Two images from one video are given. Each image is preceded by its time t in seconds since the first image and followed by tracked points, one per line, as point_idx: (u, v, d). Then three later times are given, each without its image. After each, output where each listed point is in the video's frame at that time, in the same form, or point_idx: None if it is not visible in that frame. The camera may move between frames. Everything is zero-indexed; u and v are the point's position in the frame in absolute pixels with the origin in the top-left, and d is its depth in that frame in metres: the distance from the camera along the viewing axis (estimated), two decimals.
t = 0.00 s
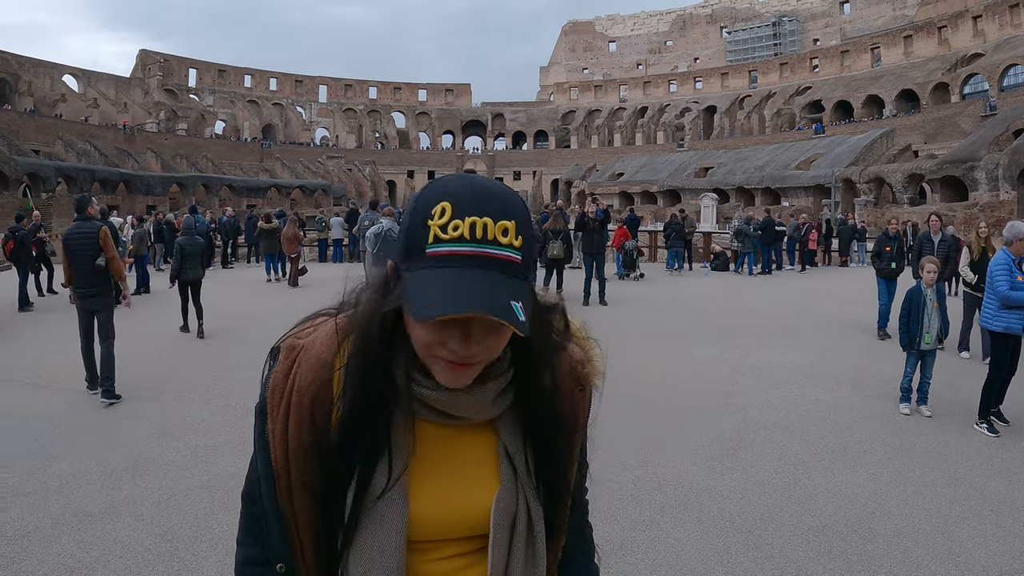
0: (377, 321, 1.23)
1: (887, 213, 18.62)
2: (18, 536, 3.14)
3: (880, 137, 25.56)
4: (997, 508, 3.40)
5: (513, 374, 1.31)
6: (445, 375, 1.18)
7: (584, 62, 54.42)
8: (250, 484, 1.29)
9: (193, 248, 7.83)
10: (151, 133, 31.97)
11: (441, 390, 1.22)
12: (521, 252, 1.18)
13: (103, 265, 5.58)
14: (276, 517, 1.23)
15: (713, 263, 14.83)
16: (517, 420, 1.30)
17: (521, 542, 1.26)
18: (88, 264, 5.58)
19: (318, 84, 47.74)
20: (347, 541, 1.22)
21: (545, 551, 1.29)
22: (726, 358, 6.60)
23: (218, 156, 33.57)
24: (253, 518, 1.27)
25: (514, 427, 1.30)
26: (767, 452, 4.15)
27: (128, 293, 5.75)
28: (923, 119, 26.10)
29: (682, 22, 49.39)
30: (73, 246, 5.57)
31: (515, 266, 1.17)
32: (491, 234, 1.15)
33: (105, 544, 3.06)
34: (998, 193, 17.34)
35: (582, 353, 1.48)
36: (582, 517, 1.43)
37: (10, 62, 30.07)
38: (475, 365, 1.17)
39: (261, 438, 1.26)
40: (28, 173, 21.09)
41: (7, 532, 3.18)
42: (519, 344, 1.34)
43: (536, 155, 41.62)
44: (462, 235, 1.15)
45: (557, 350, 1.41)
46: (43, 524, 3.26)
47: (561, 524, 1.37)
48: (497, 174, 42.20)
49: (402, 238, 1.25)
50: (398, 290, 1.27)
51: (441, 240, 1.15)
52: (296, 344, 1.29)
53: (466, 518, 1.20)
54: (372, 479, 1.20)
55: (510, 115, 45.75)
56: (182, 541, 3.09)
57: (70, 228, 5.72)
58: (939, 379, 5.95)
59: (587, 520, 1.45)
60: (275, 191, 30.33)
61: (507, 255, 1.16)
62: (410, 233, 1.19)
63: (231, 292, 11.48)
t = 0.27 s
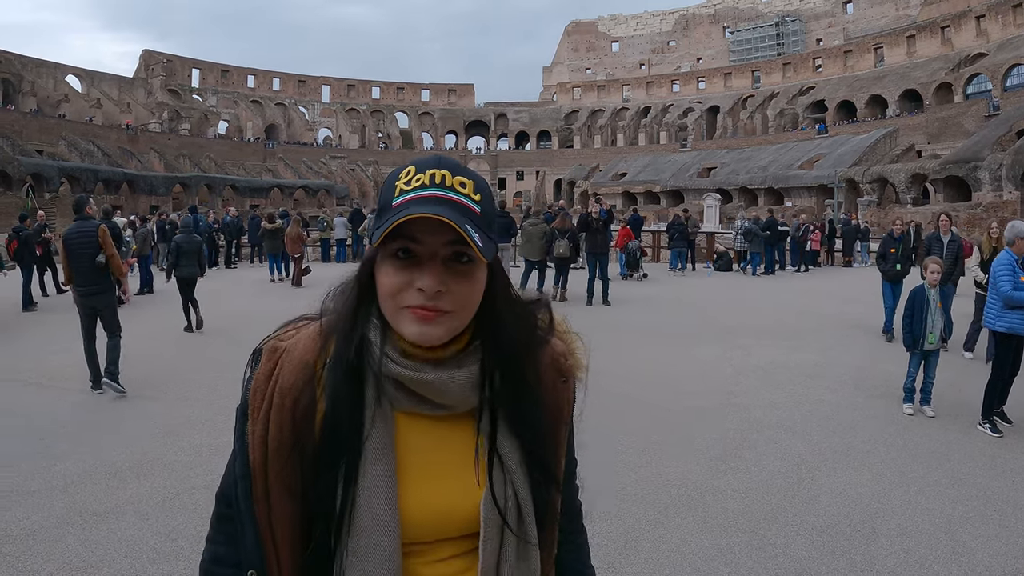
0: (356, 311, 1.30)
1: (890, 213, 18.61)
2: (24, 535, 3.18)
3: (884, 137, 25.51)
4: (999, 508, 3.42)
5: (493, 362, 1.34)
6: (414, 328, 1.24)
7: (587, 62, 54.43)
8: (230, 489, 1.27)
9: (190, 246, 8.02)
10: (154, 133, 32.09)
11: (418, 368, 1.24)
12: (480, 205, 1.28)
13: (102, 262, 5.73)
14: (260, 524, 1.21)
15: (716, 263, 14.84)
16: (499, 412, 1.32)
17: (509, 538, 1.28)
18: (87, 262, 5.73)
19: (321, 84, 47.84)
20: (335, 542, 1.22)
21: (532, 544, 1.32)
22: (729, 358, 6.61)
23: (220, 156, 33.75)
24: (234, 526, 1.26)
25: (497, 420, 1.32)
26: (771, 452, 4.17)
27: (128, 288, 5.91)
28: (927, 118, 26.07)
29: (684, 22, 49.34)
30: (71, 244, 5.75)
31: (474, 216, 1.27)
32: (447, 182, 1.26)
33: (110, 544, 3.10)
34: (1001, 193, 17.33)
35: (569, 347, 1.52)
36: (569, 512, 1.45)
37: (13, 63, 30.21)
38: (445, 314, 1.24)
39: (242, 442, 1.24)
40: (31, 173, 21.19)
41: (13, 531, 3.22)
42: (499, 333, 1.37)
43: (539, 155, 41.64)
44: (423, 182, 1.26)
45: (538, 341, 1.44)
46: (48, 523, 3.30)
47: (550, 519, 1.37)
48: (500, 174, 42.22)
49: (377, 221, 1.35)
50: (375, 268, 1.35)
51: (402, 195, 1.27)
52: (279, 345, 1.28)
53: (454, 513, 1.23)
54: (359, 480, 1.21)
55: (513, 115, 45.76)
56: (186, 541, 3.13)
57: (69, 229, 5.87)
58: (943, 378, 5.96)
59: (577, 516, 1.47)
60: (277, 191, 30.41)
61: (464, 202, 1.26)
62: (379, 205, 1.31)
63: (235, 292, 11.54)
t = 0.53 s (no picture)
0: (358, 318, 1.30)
1: (892, 213, 18.60)
2: (28, 534, 3.20)
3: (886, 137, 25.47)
4: (1001, 508, 3.42)
5: (493, 369, 1.35)
6: (415, 342, 1.24)
7: (589, 62, 54.44)
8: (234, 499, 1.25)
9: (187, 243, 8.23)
10: (156, 133, 32.15)
11: (420, 378, 1.25)
12: (481, 216, 1.30)
13: (108, 261, 5.77)
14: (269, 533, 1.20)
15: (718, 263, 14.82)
16: (500, 423, 1.33)
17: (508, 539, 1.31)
18: (93, 262, 5.75)
19: (322, 84, 47.90)
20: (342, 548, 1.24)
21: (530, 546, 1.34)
22: (731, 358, 6.62)
23: (223, 156, 33.80)
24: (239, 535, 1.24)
25: (497, 427, 1.33)
26: (772, 452, 4.18)
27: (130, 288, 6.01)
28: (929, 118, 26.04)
29: (686, 22, 49.33)
30: (75, 246, 5.74)
31: (476, 227, 1.29)
32: (451, 194, 1.27)
33: (113, 544, 3.11)
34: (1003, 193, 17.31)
35: (564, 349, 1.53)
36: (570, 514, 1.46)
37: (15, 63, 30.28)
38: (448, 324, 1.25)
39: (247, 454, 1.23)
40: (33, 174, 21.26)
41: (16, 531, 3.23)
42: (498, 340, 1.37)
43: (541, 155, 41.66)
44: (426, 193, 1.27)
45: (535, 343, 1.44)
46: (51, 523, 3.31)
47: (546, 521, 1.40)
48: (502, 174, 42.22)
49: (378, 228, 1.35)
50: (376, 274, 1.35)
51: (405, 203, 1.27)
52: (280, 355, 1.26)
53: (458, 515, 1.25)
54: (365, 487, 1.23)
55: (514, 115, 45.76)
56: (189, 540, 3.14)
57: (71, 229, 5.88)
58: (944, 378, 5.96)
59: (575, 518, 1.46)
60: (279, 191, 30.45)
61: (467, 214, 1.27)
62: (380, 213, 1.31)
63: (237, 292, 11.55)
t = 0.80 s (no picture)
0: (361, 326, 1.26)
1: (893, 214, 18.60)
2: (29, 534, 3.21)
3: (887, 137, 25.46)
4: (1002, 508, 3.42)
5: (487, 372, 1.35)
6: (414, 348, 1.25)
7: (590, 62, 54.45)
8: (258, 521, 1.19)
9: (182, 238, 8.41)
10: (157, 134, 32.19)
11: (421, 380, 1.26)
12: (477, 223, 1.31)
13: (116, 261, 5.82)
14: (301, 550, 1.17)
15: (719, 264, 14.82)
16: (496, 425, 1.34)
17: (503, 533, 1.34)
18: (102, 262, 5.82)
19: (323, 85, 47.93)
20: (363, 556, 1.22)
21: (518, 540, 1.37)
22: (732, 358, 6.62)
23: (224, 157, 33.84)
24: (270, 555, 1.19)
25: (493, 431, 1.34)
26: (773, 451, 4.18)
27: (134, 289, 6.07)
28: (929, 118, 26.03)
29: (687, 22, 49.33)
30: (80, 246, 5.78)
31: (473, 236, 1.30)
32: (448, 204, 1.28)
33: (114, 543, 3.12)
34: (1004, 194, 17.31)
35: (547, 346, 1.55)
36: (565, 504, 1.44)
37: (17, 64, 30.32)
38: (446, 330, 1.26)
39: (269, 475, 1.17)
40: (35, 174, 21.29)
41: (17, 531, 3.24)
42: (489, 345, 1.38)
43: (542, 155, 41.68)
44: (426, 202, 1.28)
45: (524, 343, 1.46)
46: (52, 523, 3.32)
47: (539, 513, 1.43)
48: (503, 175, 42.24)
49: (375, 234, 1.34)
50: (372, 279, 1.33)
51: (405, 213, 1.27)
52: (287, 368, 1.18)
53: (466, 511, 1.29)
54: (381, 493, 1.23)
55: (515, 115, 45.76)
56: (191, 540, 3.15)
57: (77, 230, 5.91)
58: (945, 378, 5.95)
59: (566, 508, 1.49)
60: (280, 191, 30.48)
61: (464, 222, 1.28)
62: (378, 222, 1.31)
63: (238, 292, 11.56)
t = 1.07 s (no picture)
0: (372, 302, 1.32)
1: (893, 214, 18.61)
2: (29, 534, 3.21)
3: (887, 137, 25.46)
4: (1002, 508, 3.42)
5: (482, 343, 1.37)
6: (414, 316, 1.30)
7: (590, 62, 54.48)
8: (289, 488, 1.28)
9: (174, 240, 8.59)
10: (158, 134, 32.23)
11: (420, 349, 1.29)
12: (475, 215, 1.33)
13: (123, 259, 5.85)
14: (327, 512, 1.25)
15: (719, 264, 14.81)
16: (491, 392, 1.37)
17: (497, 495, 1.39)
18: (110, 260, 5.88)
19: (324, 85, 47.97)
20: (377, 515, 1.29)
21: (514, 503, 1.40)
22: (732, 358, 6.62)
23: (225, 157, 33.87)
24: (297, 517, 1.26)
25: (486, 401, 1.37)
26: (773, 452, 4.18)
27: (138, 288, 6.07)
28: (930, 118, 26.04)
29: (687, 22, 49.36)
30: (91, 243, 5.85)
31: (471, 227, 1.32)
32: (446, 196, 1.31)
33: (114, 544, 3.12)
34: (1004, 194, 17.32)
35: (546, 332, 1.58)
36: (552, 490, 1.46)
37: (18, 64, 30.36)
38: (442, 301, 1.30)
39: (296, 444, 1.25)
40: (35, 174, 21.32)
41: (18, 531, 3.24)
42: (485, 319, 1.39)
43: (542, 156, 41.69)
44: (432, 194, 1.31)
45: (522, 329, 1.48)
46: (53, 523, 3.33)
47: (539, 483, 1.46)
48: (503, 175, 42.26)
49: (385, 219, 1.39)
50: (381, 259, 1.38)
51: (412, 201, 1.31)
52: (309, 349, 1.24)
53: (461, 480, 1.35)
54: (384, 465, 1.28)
55: (515, 115, 45.76)
56: (191, 540, 3.15)
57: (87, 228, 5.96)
58: (945, 379, 5.95)
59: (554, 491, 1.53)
60: (281, 192, 30.50)
61: (458, 211, 1.30)
62: (388, 210, 1.36)
63: (238, 293, 11.56)
